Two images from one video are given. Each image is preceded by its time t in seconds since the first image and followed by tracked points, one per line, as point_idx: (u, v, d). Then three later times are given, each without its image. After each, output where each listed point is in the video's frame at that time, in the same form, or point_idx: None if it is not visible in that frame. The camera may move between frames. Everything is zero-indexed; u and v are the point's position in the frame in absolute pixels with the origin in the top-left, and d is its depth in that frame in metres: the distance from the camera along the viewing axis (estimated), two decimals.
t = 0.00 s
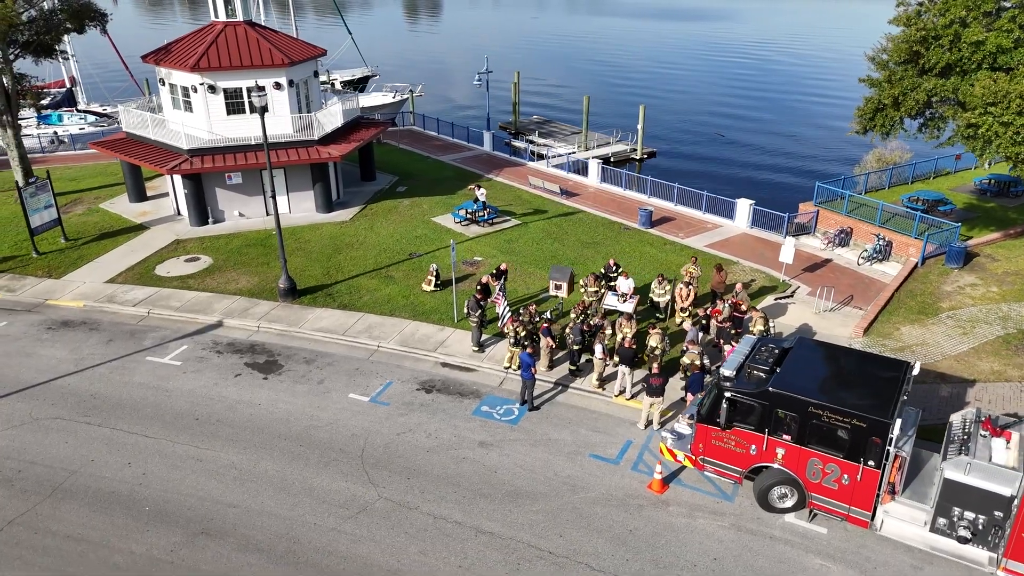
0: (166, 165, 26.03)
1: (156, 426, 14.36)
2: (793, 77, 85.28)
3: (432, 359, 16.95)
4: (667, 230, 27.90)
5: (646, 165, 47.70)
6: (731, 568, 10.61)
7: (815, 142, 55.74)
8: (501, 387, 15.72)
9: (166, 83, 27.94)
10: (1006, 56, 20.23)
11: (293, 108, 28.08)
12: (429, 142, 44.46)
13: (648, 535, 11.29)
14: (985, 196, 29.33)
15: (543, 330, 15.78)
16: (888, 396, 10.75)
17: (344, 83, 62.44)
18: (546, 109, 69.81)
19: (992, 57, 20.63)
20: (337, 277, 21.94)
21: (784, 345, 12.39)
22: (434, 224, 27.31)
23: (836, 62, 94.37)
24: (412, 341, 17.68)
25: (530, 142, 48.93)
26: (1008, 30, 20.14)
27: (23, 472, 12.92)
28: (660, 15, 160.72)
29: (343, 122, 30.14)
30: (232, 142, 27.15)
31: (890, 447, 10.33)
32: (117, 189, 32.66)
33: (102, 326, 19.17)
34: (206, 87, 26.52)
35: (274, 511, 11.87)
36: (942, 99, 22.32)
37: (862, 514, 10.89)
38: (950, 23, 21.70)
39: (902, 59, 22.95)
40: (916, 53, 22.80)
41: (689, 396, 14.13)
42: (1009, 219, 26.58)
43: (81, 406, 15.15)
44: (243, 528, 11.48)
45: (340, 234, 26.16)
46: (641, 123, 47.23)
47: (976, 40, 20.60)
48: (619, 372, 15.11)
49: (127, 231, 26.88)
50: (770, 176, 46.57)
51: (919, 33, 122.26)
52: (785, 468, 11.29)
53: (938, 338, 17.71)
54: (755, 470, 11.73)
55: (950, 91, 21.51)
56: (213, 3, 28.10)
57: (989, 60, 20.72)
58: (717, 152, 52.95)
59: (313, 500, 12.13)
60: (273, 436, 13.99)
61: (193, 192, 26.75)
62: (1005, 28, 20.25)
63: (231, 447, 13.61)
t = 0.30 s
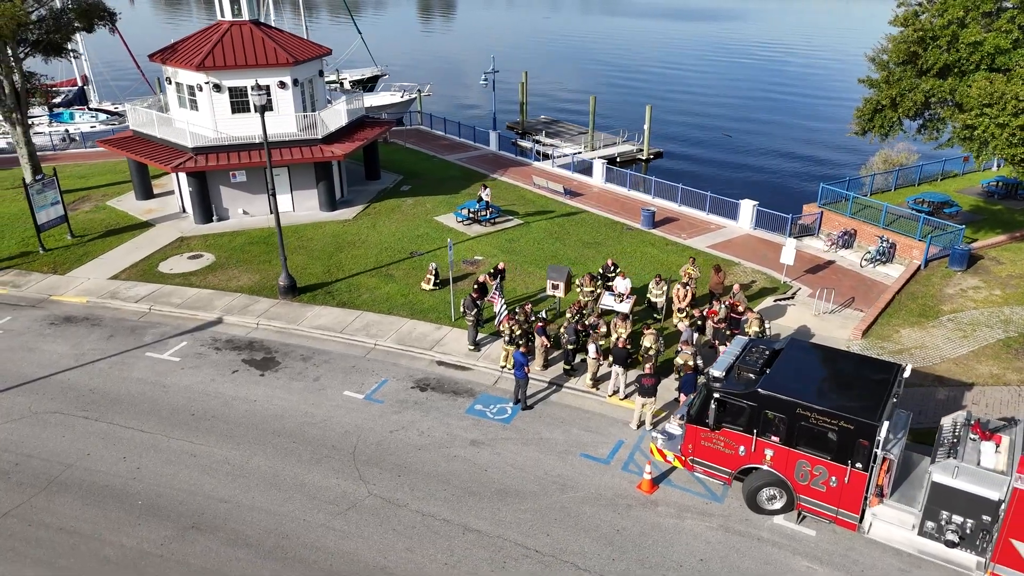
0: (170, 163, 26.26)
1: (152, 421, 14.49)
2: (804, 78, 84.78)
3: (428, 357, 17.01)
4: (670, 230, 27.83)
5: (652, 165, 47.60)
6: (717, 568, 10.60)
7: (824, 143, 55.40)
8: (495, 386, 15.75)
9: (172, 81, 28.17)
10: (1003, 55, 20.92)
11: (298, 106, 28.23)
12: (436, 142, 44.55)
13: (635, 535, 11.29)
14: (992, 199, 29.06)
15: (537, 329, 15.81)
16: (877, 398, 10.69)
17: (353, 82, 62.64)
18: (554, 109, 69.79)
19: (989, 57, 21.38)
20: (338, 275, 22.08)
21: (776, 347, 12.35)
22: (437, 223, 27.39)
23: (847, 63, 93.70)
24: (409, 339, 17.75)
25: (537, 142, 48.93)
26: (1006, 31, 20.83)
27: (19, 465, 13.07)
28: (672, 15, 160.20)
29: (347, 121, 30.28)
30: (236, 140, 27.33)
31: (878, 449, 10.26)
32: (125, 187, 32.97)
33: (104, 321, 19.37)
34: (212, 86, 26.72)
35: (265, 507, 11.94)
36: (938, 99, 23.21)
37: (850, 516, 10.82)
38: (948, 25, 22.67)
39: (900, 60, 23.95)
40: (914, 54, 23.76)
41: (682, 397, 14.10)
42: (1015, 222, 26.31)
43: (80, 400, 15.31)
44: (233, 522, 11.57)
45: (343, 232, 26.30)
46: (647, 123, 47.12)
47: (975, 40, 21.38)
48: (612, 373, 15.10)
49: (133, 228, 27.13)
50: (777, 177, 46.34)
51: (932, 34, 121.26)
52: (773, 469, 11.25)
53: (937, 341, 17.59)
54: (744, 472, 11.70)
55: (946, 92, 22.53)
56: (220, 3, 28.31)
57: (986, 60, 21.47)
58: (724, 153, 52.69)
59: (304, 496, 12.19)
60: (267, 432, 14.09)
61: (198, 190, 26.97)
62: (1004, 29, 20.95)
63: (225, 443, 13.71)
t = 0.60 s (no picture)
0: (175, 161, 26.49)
1: (149, 416, 14.63)
2: (815, 78, 84.27)
3: (424, 355, 17.06)
4: (672, 230, 27.74)
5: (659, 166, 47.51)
6: (703, 569, 10.59)
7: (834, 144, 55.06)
8: (490, 385, 15.78)
9: (178, 80, 28.39)
10: (1000, 57, 21.24)
11: (302, 106, 28.37)
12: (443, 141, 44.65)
13: (622, 535, 11.29)
14: (999, 201, 28.77)
15: (532, 328, 15.83)
16: (866, 400, 10.64)
17: (362, 82, 62.87)
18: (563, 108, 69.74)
19: (987, 59, 21.71)
20: (338, 273, 22.20)
21: (767, 347, 12.30)
22: (439, 222, 27.46)
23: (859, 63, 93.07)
24: (406, 337, 17.81)
25: (544, 142, 48.94)
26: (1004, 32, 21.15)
27: (17, 458, 13.23)
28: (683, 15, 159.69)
29: (352, 120, 30.40)
30: (241, 138, 27.52)
31: (865, 451, 10.20)
32: (132, 185, 33.27)
33: (106, 317, 19.58)
34: (217, 84, 26.92)
35: (255, 502, 12.02)
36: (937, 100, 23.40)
37: (838, 519, 10.76)
38: (945, 25, 22.95)
39: (899, 60, 24.18)
40: (913, 55, 23.99)
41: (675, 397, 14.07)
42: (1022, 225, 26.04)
43: (78, 395, 15.48)
44: (223, 517, 11.65)
45: (345, 231, 26.44)
46: (654, 123, 46.99)
47: (973, 41, 21.69)
48: (606, 373, 15.09)
49: (138, 225, 27.39)
50: (785, 178, 46.12)
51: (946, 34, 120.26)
52: (761, 470, 11.22)
53: (937, 344, 17.45)
54: (733, 472, 11.67)
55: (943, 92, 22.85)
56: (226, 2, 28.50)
57: (985, 61, 21.79)
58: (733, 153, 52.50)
59: (294, 492, 12.26)
60: (261, 428, 14.20)
61: (203, 188, 27.19)
62: (1002, 30, 21.27)
63: (219, 438, 13.83)
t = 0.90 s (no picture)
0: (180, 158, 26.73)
1: (146, 410, 14.78)
2: (826, 78, 83.72)
3: (420, 353, 17.13)
4: (675, 231, 27.64)
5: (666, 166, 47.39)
6: (688, 569, 10.59)
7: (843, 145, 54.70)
8: (484, 383, 15.82)
9: (185, 78, 28.61)
10: (998, 57, 21.61)
11: (307, 105, 28.53)
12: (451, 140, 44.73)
13: (609, 534, 11.30)
14: (1007, 203, 28.47)
15: (526, 327, 15.86)
16: (854, 401, 10.58)
17: (371, 81, 63.13)
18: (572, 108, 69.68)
19: (985, 59, 22.05)
20: (339, 271, 22.33)
21: (757, 348, 12.26)
22: (442, 221, 27.51)
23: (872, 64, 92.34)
24: (404, 335, 17.89)
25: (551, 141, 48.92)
26: (1001, 34, 21.49)
27: (14, 450, 13.41)
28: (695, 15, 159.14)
29: (357, 119, 30.53)
30: (246, 137, 27.71)
31: (852, 453, 10.15)
32: (140, 182, 33.58)
33: (109, 313, 19.80)
34: (223, 83, 27.13)
35: (246, 496, 12.11)
36: (936, 101, 23.36)
37: (826, 520, 10.71)
38: (943, 25, 23.04)
39: (897, 61, 24.19)
40: (911, 55, 24.03)
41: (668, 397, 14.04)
42: None
43: (78, 389, 15.66)
44: (214, 511, 11.75)
45: (348, 229, 26.57)
46: (661, 123, 46.84)
47: (972, 41, 21.91)
48: (600, 372, 15.09)
49: (145, 222, 27.66)
50: (793, 179, 45.86)
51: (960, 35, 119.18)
52: (749, 471, 11.20)
53: (936, 346, 17.31)
54: (722, 473, 11.65)
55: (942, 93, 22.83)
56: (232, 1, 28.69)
57: (983, 61, 22.11)
58: (741, 153, 52.27)
59: (286, 487, 12.34)
60: (256, 423, 14.30)
61: (207, 185, 27.43)
62: (999, 31, 21.60)
63: (214, 433, 13.94)
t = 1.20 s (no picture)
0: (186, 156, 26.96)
1: (143, 405, 14.95)
2: (838, 79, 83.09)
3: (417, 351, 17.21)
4: (678, 231, 27.55)
5: (673, 166, 47.25)
6: (674, 569, 10.59)
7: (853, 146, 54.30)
8: (479, 381, 15.87)
9: (192, 77, 28.86)
10: (999, 55, 21.55)
11: (312, 103, 28.70)
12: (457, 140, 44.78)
13: (596, 533, 11.31)
14: (1016, 206, 28.13)
15: (521, 326, 15.91)
16: (842, 403, 10.54)
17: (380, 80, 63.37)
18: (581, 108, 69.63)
19: (985, 58, 22.08)
20: (340, 269, 22.46)
21: (748, 349, 12.24)
22: (444, 220, 27.59)
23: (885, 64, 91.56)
24: (401, 333, 17.96)
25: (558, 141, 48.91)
26: (1000, 32, 21.45)
27: (13, 443, 13.61)
28: (707, 15, 158.45)
29: (362, 118, 30.68)
30: (251, 135, 27.92)
31: (839, 455, 10.11)
32: (148, 180, 33.91)
33: (112, 308, 20.02)
34: (228, 82, 27.34)
35: (238, 491, 12.22)
36: (936, 100, 23.46)
37: (813, 522, 10.66)
38: (940, 25, 23.07)
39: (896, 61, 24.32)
40: (910, 55, 24.13)
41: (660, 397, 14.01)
42: None
43: (78, 383, 15.86)
44: (205, 505, 11.87)
45: (352, 227, 26.70)
46: (669, 123, 46.70)
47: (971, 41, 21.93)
48: (593, 372, 15.10)
49: (151, 219, 27.94)
50: (801, 180, 45.57)
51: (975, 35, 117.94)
52: (737, 472, 11.18)
53: (936, 349, 17.17)
54: (710, 474, 11.63)
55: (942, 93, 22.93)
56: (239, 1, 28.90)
57: (983, 60, 22.11)
58: (750, 153, 52.00)
59: (277, 482, 12.44)
60: (251, 419, 14.43)
61: (213, 183, 27.66)
62: (999, 30, 21.56)
63: (209, 428, 14.08)
